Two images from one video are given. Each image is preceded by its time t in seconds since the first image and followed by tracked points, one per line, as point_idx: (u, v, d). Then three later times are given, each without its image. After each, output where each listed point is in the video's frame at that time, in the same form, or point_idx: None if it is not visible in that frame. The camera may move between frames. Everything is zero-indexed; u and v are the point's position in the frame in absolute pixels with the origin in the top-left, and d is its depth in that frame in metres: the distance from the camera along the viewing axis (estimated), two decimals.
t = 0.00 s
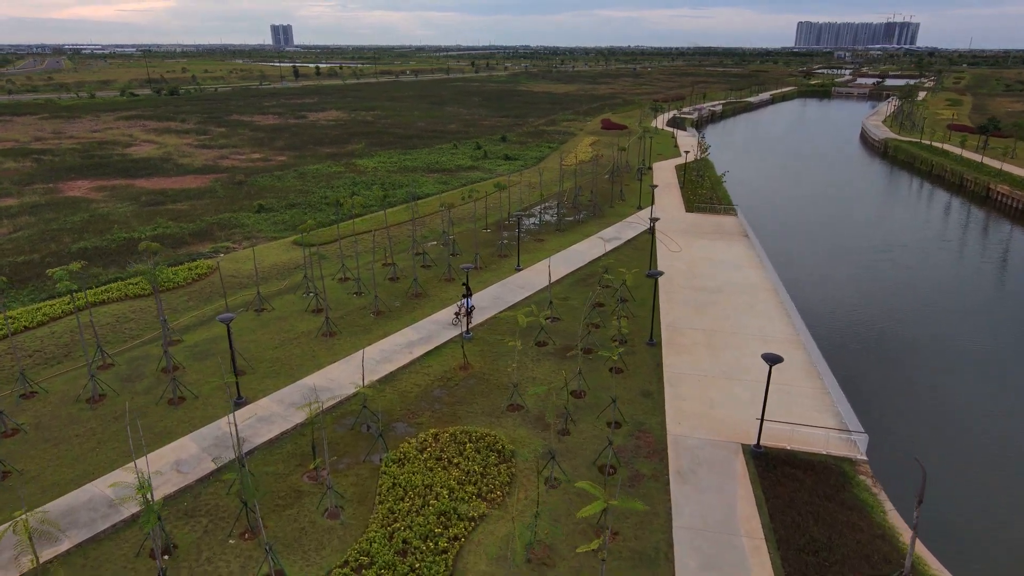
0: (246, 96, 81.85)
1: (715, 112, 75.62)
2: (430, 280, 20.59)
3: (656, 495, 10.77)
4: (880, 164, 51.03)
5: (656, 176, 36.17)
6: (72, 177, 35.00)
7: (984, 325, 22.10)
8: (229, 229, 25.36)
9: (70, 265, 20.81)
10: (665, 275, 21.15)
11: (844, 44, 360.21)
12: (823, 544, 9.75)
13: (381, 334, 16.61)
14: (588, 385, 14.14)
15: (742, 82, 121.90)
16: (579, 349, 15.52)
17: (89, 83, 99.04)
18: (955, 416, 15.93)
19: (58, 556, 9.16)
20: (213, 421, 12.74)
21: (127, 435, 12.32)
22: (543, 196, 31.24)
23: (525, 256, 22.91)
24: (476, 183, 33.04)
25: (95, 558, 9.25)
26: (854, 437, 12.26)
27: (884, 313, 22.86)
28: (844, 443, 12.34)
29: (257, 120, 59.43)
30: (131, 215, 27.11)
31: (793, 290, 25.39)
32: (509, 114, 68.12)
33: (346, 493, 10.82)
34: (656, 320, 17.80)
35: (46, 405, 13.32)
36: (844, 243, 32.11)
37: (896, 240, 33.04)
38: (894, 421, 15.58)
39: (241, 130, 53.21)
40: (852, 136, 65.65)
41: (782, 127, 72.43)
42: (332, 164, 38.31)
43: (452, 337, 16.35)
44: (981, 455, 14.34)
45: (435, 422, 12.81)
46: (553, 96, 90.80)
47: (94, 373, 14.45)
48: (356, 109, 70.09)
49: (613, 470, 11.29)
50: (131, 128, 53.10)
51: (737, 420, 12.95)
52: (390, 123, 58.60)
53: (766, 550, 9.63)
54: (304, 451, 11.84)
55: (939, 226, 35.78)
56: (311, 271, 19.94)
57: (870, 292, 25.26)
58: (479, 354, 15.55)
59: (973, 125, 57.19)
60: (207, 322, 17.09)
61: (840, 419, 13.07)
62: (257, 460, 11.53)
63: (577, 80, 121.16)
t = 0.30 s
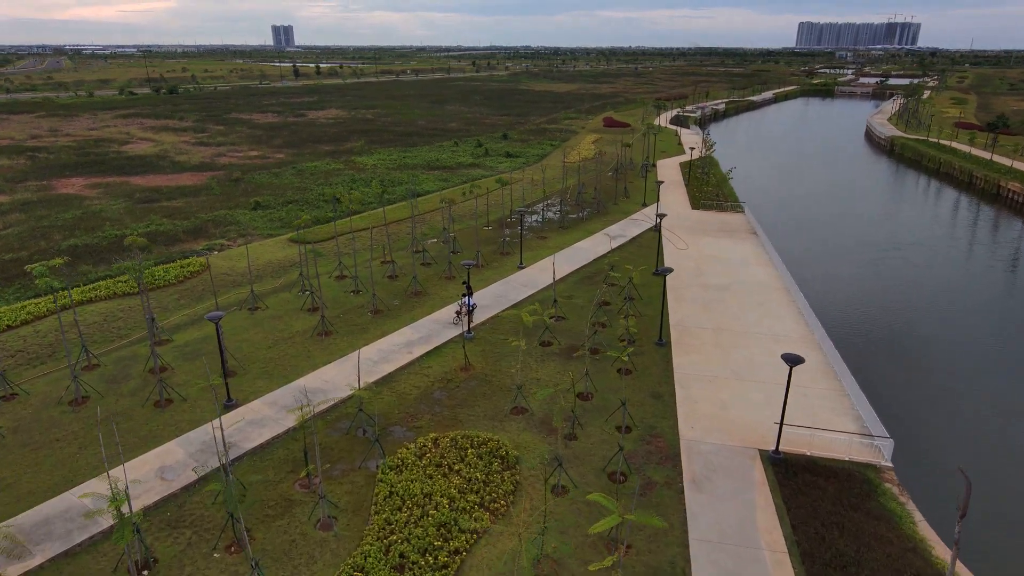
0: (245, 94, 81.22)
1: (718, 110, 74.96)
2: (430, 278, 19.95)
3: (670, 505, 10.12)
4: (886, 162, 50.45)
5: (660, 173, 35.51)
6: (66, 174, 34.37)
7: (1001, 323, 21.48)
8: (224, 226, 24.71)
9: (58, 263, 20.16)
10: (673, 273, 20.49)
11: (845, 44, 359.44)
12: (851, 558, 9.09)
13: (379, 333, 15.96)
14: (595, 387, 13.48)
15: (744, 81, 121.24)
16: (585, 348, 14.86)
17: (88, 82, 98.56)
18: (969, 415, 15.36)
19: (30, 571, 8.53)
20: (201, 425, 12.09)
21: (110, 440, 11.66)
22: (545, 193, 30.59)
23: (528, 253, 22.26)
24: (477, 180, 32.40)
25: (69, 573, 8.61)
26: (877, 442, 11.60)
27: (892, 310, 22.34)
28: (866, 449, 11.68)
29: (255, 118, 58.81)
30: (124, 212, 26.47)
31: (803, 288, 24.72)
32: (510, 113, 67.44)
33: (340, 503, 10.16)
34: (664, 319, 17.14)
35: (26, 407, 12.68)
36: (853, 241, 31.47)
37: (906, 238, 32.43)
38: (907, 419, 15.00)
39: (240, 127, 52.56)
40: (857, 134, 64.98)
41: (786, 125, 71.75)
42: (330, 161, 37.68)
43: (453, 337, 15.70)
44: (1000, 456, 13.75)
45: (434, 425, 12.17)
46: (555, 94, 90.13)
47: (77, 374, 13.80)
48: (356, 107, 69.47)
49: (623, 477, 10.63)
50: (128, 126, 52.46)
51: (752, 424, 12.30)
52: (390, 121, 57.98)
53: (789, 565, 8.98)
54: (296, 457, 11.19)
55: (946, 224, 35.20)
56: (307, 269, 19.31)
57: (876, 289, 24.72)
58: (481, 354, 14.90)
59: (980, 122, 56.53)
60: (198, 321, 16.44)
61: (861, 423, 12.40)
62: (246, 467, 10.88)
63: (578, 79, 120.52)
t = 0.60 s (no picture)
0: (244, 93, 80.69)
1: (721, 109, 74.29)
2: (430, 275, 19.30)
3: (687, 516, 9.45)
4: (893, 159, 49.78)
5: (664, 170, 34.85)
6: (59, 171, 33.76)
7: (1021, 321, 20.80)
8: (218, 223, 24.06)
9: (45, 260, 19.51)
10: (681, 271, 19.82)
11: (847, 44, 358.93)
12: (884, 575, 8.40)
13: (376, 333, 15.30)
14: (603, 390, 12.82)
15: (746, 80, 120.52)
16: (591, 349, 14.19)
17: (88, 81, 98.21)
18: (994, 417, 14.68)
19: None
20: (186, 430, 11.43)
21: (89, 446, 10.99)
22: (548, 189, 29.91)
23: (531, 250, 21.60)
24: (478, 177, 31.75)
25: None
26: (904, 448, 10.90)
27: (908, 308, 21.67)
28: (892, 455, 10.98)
29: (254, 116, 58.22)
30: (116, 209, 25.84)
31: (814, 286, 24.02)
32: (511, 111, 66.79)
33: (332, 514, 9.49)
34: (673, 319, 16.46)
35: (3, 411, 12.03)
36: (864, 239, 30.80)
37: (917, 236, 31.75)
38: (926, 419, 14.36)
39: (238, 125, 51.96)
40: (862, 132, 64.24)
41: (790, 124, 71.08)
42: (329, 158, 37.04)
43: (453, 337, 15.02)
44: None
45: (434, 430, 11.51)
46: (556, 93, 89.50)
47: (60, 376, 13.15)
48: (356, 105, 68.82)
49: (635, 486, 9.96)
50: (125, 124, 51.89)
51: (770, 429, 11.62)
52: (391, 119, 57.36)
53: None
54: (287, 464, 10.53)
55: (956, 222, 34.57)
56: (302, 266, 18.65)
57: (890, 287, 24.06)
58: (483, 355, 14.24)
59: (989, 120, 55.78)
60: (188, 320, 15.79)
61: (885, 427, 11.70)
62: (234, 476, 10.22)
63: (580, 78, 119.86)
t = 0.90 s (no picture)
0: (243, 91, 80.11)
1: (725, 108, 73.64)
2: (429, 273, 18.63)
3: (705, 529, 8.78)
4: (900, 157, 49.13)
5: (669, 167, 34.18)
6: (53, 167, 33.13)
7: None
8: (212, 220, 23.41)
9: (32, 258, 18.87)
10: (690, 268, 19.14)
11: (848, 44, 358.28)
12: None
13: (372, 333, 14.63)
14: (612, 392, 12.14)
15: (748, 79, 119.82)
16: (598, 349, 13.52)
17: (87, 80, 97.83)
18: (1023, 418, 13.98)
19: None
20: (171, 434, 10.76)
21: (66, 453, 10.33)
22: (550, 187, 29.24)
23: (534, 248, 20.93)
24: (479, 174, 31.08)
25: None
26: (933, 455, 10.23)
27: (924, 306, 20.99)
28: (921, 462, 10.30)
29: (253, 114, 57.64)
30: (108, 205, 25.20)
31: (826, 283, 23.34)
32: (512, 109, 66.11)
33: (323, 526, 8.81)
34: (683, 318, 15.78)
35: None
36: (874, 237, 30.14)
37: (928, 234, 31.11)
38: (948, 419, 13.71)
39: (236, 123, 51.37)
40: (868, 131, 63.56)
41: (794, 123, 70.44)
42: (327, 155, 36.38)
43: (453, 337, 14.35)
44: None
45: (433, 434, 10.84)
46: (558, 91, 88.86)
47: (39, 377, 12.48)
48: (356, 103, 68.24)
49: (648, 496, 9.28)
50: (122, 121, 51.31)
51: (790, 433, 10.94)
52: (391, 117, 56.74)
53: None
54: (276, 472, 9.87)
55: (967, 219, 33.92)
56: (297, 263, 17.99)
57: (904, 285, 23.40)
58: (485, 355, 13.57)
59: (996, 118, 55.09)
60: (177, 320, 15.13)
61: (911, 432, 11.04)
62: (219, 484, 9.56)
63: (581, 77, 119.17)
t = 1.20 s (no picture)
0: (243, 90, 79.59)
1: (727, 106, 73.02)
2: (429, 270, 18.00)
3: (725, 541, 8.14)
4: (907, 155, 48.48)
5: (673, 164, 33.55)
6: (46, 165, 32.55)
7: None
8: (205, 216, 22.78)
9: (18, 255, 18.26)
10: (698, 265, 18.49)
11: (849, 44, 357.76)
12: None
13: (369, 331, 14.00)
14: (620, 394, 11.50)
15: (751, 79, 119.18)
16: (606, 349, 12.88)
17: (87, 79, 97.47)
18: None
19: None
20: (154, 439, 10.14)
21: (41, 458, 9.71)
22: (553, 183, 28.62)
23: (536, 244, 20.30)
24: (480, 171, 30.46)
25: None
26: (965, 461, 9.57)
27: (939, 305, 20.35)
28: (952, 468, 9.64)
29: (251, 112, 57.06)
30: (100, 202, 24.58)
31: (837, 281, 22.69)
32: (513, 107, 65.50)
33: (313, 539, 8.16)
34: (693, 316, 15.14)
35: None
36: (884, 235, 29.50)
37: (939, 232, 30.46)
38: (972, 419, 13.09)
39: (234, 121, 50.79)
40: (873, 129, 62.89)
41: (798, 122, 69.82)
42: (326, 152, 35.76)
43: (454, 336, 13.72)
44: None
45: (432, 439, 10.20)
46: (559, 90, 88.26)
47: (18, 378, 11.87)
48: (355, 102, 67.66)
49: (663, 506, 8.64)
50: (119, 119, 50.74)
51: (810, 437, 10.30)
52: (391, 115, 56.15)
53: None
54: (263, 480, 9.22)
55: (978, 217, 33.26)
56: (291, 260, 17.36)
57: (917, 283, 22.77)
58: (486, 355, 12.94)
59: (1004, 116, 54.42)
60: (165, 318, 14.51)
61: (939, 436, 10.39)
62: (202, 493, 8.92)
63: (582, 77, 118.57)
